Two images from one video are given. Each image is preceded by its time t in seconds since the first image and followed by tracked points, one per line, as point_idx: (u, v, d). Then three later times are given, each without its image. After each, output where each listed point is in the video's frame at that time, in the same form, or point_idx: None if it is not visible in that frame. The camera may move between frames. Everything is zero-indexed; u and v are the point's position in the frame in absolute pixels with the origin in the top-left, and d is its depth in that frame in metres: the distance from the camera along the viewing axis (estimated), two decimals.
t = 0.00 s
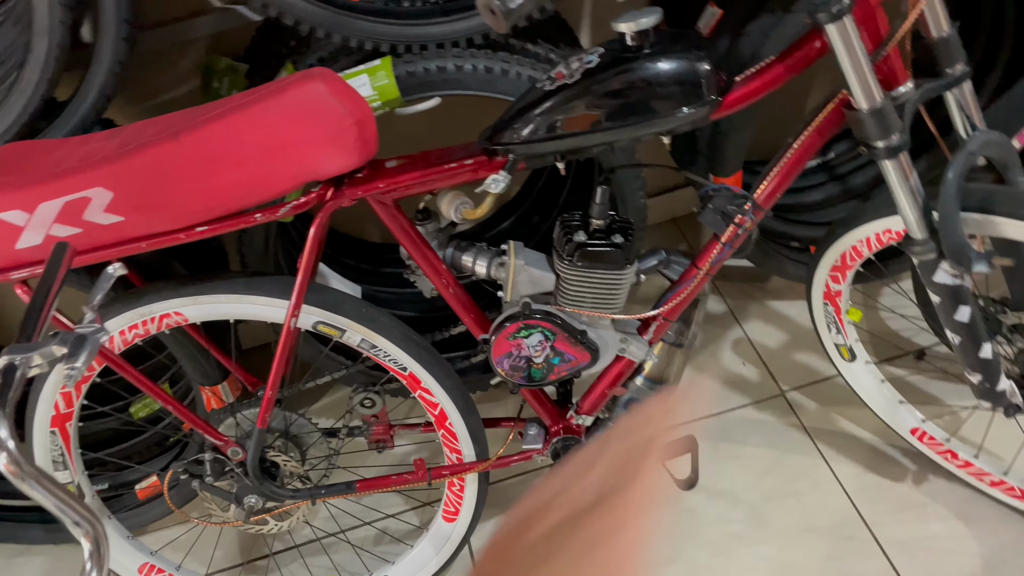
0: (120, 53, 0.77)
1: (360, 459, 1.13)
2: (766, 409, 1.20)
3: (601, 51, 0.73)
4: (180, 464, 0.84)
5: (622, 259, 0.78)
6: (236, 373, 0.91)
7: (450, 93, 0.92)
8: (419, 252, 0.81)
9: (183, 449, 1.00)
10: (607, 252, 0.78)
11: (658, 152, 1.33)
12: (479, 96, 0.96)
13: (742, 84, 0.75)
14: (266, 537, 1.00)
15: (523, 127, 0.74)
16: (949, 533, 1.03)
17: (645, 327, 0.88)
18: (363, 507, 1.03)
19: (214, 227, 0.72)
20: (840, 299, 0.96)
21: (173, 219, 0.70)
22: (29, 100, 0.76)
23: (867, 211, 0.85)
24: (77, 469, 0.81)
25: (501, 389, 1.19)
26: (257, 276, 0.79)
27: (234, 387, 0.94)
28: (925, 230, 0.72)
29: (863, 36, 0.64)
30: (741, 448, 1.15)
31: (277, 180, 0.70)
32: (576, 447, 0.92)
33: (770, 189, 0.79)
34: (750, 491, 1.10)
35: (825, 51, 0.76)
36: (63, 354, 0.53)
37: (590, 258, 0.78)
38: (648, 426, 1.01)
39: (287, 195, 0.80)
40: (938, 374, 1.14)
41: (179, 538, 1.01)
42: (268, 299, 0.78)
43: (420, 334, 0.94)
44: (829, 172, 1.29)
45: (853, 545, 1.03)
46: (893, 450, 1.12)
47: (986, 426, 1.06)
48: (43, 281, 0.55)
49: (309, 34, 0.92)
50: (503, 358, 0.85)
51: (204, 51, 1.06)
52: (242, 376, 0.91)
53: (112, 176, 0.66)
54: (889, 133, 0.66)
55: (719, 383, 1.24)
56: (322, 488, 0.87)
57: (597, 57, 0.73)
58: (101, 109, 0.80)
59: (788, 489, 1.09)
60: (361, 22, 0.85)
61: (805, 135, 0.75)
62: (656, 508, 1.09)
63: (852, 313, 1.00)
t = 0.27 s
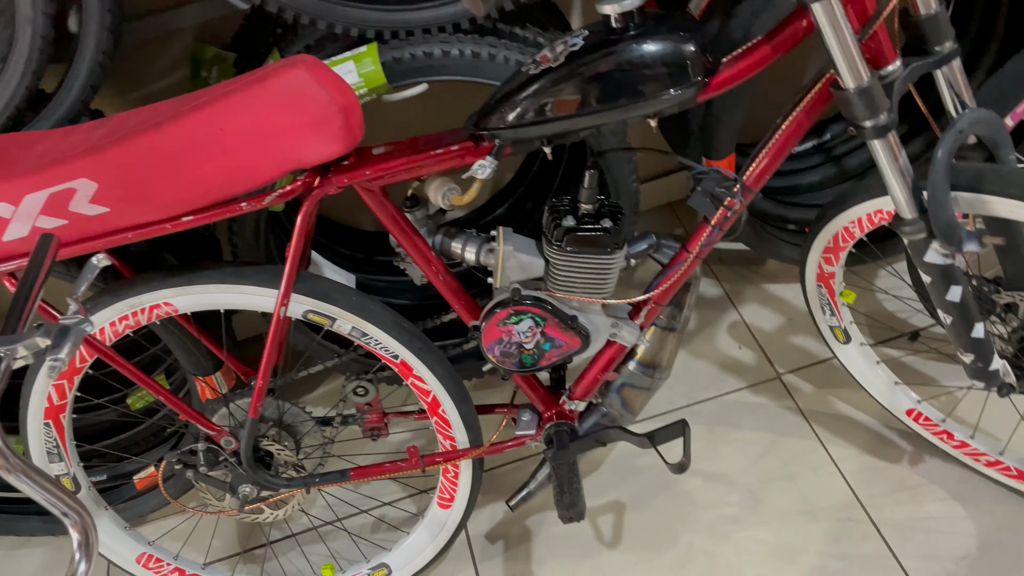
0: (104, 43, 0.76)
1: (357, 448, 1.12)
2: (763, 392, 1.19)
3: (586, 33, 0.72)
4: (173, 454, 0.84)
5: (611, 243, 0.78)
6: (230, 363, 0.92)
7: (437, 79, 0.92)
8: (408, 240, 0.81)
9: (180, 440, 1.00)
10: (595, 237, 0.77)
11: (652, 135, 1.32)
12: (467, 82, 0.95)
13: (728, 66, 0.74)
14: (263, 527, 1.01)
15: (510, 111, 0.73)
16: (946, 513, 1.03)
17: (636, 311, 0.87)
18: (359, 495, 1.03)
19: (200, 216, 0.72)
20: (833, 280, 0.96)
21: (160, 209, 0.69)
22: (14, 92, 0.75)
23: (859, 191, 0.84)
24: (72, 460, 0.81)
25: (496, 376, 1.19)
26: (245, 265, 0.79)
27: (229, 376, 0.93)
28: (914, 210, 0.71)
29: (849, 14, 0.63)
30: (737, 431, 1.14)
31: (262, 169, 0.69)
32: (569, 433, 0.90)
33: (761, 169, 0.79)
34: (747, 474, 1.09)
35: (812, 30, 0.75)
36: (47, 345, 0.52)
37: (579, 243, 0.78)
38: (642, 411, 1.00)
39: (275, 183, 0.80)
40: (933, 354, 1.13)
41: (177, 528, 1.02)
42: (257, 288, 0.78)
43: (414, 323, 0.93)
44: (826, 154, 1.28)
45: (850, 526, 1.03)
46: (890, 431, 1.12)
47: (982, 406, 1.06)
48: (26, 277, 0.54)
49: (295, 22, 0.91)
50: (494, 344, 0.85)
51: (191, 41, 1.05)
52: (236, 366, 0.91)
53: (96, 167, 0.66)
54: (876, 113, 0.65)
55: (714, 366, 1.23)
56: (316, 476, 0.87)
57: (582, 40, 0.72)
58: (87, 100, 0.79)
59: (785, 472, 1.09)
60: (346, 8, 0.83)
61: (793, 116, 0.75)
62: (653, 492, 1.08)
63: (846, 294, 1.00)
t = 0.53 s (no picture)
0: (105, 29, 0.76)
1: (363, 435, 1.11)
2: (772, 378, 1.17)
3: (592, 15, 0.73)
4: (181, 442, 0.86)
5: (617, 229, 0.77)
6: (238, 350, 0.89)
7: (441, 64, 0.90)
8: (413, 226, 0.80)
9: (188, 428, 1.01)
10: (601, 223, 0.77)
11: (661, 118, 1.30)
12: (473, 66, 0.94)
13: (737, 47, 0.73)
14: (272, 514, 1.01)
15: (515, 95, 0.72)
16: (957, 500, 1.02)
17: (644, 298, 0.86)
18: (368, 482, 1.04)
19: (203, 203, 0.72)
20: (845, 265, 0.94)
21: (163, 196, 0.69)
22: (15, 79, 0.74)
23: (871, 174, 0.82)
24: (81, 448, 0.81)
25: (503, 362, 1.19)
26: (250, 253, 0.78)
27: (237, 364, 0.89)
28: (927, 194, 0.71)
29: None
30: (747, 417, 1.13)
31: (264, 155, 0.69)
32: (577, 420, 0.89)
33: (772, 151, 0.77)
34: (756, 460, 1.08)
35: (822, 11, 0.74)
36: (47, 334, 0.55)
37: (585, 228, 0.77)
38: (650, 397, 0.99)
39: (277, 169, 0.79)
40: (946, 340, 1.12)
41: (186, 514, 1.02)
42: (262, 276, 0.78)
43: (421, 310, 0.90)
44: (837, 137, 1.24)
45: (860, 513, 1.02)
46: (901, 417, 1.11)
47: (996, 391, 1.05)
48: (29, 260, 0.54)
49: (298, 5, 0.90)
50: (500, 332, 0.84)
51: (195, 26, 1.04)
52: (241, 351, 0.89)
53: (98, 153, 0.65)
54: (889, 94, 0.64)
55: (724, 352, 1.21)
56: (324, 463, 0.87)
57: (587, 22, 0.72)
58: (89, 86, 0.78)
59: (794, 458, 1.08)
60: None
61: (804, 97, 0.74)
62: (661, 479, 1.08)
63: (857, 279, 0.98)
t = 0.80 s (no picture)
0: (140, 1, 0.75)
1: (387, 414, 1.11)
2: (801, 368, 1.15)
3: None
4: (210, 416, 0.87)
5: (648, 213, 0.76)
6: (265, 326, 0.90)
7: (474, 42, 0.88)
8: (441, 205, 0.80)
9: (214, 403, 1.02)
10: (632, 206, 0.76)
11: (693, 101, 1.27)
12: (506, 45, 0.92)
13: (778, 29, 0.71)
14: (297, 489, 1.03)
15: (548, 75, 0.70)
16: (988, 497, 1.00)
17: (674, 284, 0.85)
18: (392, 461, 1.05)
19: (233, 178, 0.72)
20: (881, 256, 0.92)
21: (194, 171, 0.69)
22: (52, 50, 0.74)
23: (911, 162, 0.80)
24: (111, 419, 0.83)
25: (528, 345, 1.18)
26: (280, 230, 0.79)
27: (266, 340, 0.90)
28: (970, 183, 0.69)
29: None
30: (773, 407, 1.11)
31: (294, 132, 0.68)
32: (602, 405, 0.89)
33: (812, 136, 0.75)
34: (782, 451, 1.07)
35: None
36: (80, 306, 0.55)
37: (616, 212, 0.76)
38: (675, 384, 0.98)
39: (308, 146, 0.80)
40: (982, 334, 1.09)
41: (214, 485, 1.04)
42: (290, 253, 0.78)
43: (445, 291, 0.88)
44: (876, 123, 1.20)
45: (888, 507, 1.00)
46: (933, 411, 1.08)
47: None
48: (63, 232, 0.55)
49: None
50: (526, 314, 0.83)
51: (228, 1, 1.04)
52: (269, 326, 0.90)
53: (131, 127, 0.65)
54: (933, 81, 0.61)
55: (752, 341, 1.19)
56: (349, 440, 0.88)
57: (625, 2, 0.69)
58: (124, 58, 0.78)
59: (822, 450, 1.06)
60: None
61: (845, 83, 0.72)
62: (685, 466, 1.07)
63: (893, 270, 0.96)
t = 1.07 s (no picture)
0: None
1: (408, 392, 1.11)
2: (824, 361, 1.13)
3: None
4: (229, 388, 0.87)
5: (671, 199, 0.75)
6: (288, 303, 0.92)
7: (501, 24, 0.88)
8: (463, 187, 0.80)
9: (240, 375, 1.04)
10: (655, 192, 0.75)
11: (723, 89, 1.25)
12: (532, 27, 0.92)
13: (808, 15, 0.69)
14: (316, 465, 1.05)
15: (573, 57, 0.70)
16: (1009, 498, 0.98)
17: (694, 272, 0.84)
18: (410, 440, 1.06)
19: (257, 155, 0.72)
20: (908, 249, 0.90)
21: (219, 146, 0.70)
22: (85, 25, 0.75)
23: (943, 155, 0.79)
24: (135, 388, 0.86)
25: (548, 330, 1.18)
26: (303, 208, 0.80)
27: (287, 316, 0.94)
28: (1000, 177, 0.69)
29: None
30: (794, 400, 1.09)
31: (318, 110, 0.69)
32: (618, 391, 0.87)
33: (839, 124, 0.74)
34: (801, 445, 1.05)
35: None
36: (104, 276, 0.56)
37: (638, 198, 0.75)
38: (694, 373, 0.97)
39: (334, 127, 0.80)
40: (1010, 332, 1.06)
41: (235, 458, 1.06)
42: (314, 231, 0.80)
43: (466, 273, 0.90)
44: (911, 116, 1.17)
45: (907, 503, 0.99)
46: (957, 409, 1.06)
47: None
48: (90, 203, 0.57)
49: None
50: (544, 298, 0.83)
51: None
52: (290, 303, 0.92)
53: (159, 101, 0.67)
54: (966, 72, 0.62)
55: (775, 332, 1.17)
56: (366, 418, 0.90)
57: None
58: (155, 33, 0.80)
59: (842, 444, 1.04)
60: None
61: (874, 72, 0.70)
62: (702, 456, 1.06)
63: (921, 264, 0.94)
